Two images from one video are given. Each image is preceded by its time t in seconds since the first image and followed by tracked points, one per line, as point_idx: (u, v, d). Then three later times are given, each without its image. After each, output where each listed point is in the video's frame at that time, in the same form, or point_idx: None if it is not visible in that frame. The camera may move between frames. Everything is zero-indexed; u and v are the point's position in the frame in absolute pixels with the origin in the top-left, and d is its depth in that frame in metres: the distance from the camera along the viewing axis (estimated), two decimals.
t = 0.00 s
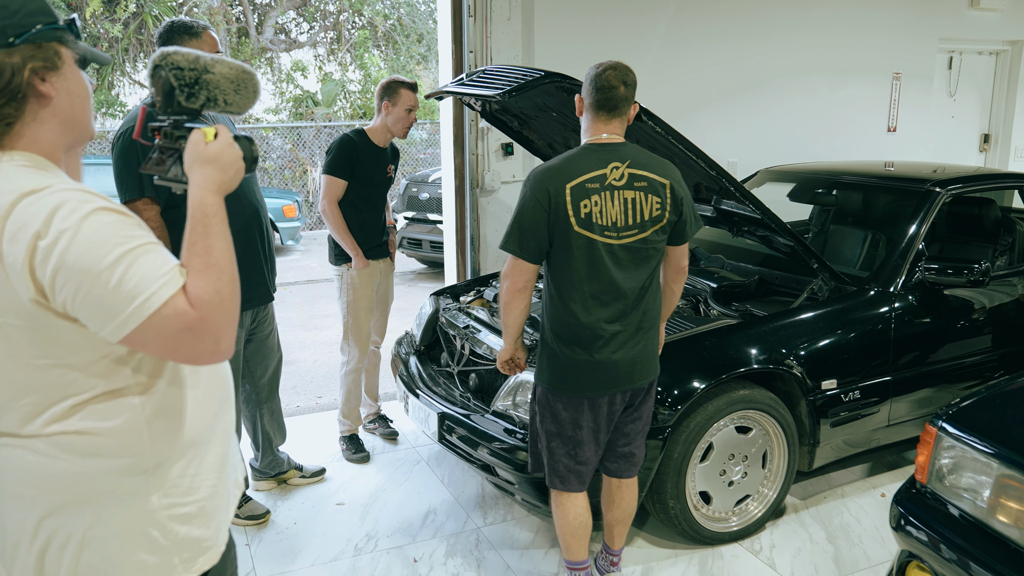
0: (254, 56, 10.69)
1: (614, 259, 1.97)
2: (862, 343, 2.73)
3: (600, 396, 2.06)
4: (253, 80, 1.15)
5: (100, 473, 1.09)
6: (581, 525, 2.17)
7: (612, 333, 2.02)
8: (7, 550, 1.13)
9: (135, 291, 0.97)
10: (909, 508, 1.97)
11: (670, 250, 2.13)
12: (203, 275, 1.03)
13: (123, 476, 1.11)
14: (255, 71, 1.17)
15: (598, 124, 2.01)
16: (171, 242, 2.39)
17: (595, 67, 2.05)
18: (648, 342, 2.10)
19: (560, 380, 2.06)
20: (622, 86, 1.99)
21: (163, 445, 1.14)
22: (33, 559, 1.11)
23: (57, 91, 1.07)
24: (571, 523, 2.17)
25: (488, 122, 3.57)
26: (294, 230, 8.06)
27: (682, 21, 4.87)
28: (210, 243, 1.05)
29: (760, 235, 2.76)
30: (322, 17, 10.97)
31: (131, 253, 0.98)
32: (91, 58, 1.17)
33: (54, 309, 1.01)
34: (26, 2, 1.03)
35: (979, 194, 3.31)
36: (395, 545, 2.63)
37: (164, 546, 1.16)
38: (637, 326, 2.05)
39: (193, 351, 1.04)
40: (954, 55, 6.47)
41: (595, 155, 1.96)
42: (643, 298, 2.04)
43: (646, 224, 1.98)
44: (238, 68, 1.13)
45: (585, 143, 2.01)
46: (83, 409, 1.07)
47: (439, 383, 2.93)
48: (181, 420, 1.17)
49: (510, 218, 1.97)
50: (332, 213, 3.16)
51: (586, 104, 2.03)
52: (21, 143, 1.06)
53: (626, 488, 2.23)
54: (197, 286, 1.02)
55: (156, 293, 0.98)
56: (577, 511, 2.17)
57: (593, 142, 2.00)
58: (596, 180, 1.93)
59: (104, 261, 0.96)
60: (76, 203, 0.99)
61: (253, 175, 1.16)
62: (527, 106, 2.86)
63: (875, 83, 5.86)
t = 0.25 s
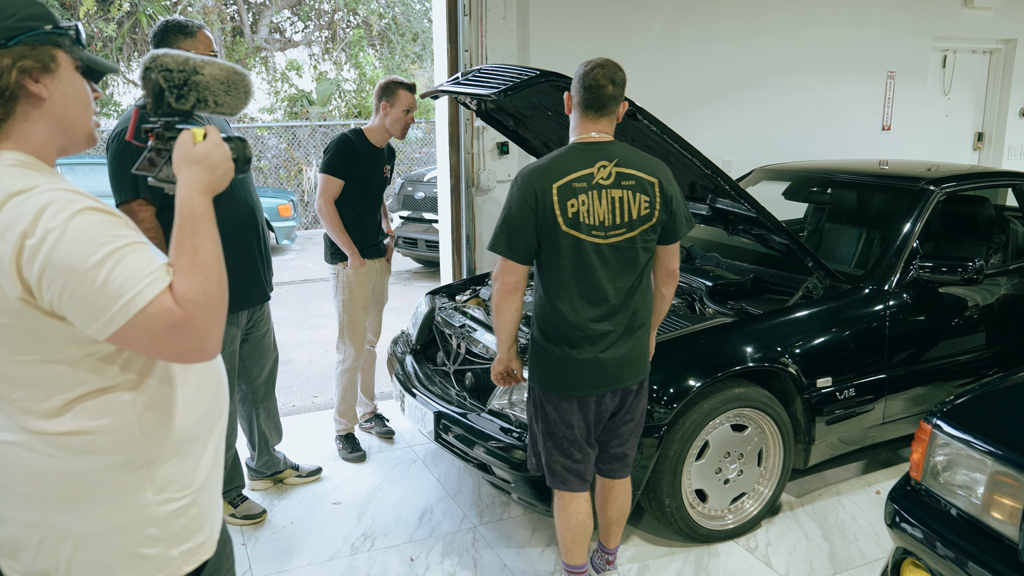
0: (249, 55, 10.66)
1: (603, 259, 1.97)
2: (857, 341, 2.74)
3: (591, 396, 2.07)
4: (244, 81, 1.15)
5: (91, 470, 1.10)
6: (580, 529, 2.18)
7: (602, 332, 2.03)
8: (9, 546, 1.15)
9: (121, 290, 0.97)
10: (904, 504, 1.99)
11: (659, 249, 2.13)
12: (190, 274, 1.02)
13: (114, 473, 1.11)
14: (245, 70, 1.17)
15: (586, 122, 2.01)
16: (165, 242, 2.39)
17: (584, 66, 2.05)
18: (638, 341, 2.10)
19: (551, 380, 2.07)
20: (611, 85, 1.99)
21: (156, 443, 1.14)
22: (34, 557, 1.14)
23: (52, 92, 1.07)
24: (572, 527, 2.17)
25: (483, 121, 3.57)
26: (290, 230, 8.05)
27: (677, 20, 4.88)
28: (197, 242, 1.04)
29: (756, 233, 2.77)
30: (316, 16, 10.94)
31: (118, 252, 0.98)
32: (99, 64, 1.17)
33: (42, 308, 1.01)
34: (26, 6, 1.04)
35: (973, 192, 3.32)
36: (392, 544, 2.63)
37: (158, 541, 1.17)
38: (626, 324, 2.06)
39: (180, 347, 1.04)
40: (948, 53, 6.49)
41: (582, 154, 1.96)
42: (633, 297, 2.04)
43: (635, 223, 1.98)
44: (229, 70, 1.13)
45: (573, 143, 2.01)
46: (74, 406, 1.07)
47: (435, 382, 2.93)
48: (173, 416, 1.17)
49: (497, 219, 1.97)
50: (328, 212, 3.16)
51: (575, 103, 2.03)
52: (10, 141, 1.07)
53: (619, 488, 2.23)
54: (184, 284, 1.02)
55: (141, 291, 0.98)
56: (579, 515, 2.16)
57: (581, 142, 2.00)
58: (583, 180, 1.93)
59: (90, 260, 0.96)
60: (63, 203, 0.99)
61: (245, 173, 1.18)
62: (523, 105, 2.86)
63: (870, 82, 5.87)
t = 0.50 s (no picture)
0: (246, 55, 10.65)
1: (593, 258, 1.97)
2: (855, 339, 2.75)
3: (586, 396, 2.06)
4: (240, 82, 1.16)
5: (82, 469, 1.10)
6: (582, 532, 2.18)
7: (594, 332, 2.02)
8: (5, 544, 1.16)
9: (112, 291, 0.97)
10: (903, 501, 1.99)
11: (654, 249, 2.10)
12: (182, 275, 1.02)
13: (107, 472, 1.11)
14: (241, 69, 1.18)
15: (575, 121, 2.00)
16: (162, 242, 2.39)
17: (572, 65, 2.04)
18: (633, 341, 2.10)
19: (544, 381, 2.08)
20: (599, 82, 1.99)
21: (150, 442, 1.14)
22: (29, 556, 1.14)
23: (48, 96, 1.08)
24: (574, 530, 2.17)
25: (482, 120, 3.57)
26: (288, 229, 8.04)
27: (675, 19, 4.88)
28: (190, 244, 1.04)
29: (754, 232, 2.77)
30: (314, 16, 10.93)
31: (110, 254, 0.98)
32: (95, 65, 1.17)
33: (36, 309, 1.01)
34: (23, 10, 1.04)
35: (971, 190, 3.33)
36: (391, 544, 2.63)
37: (153, 539, 1.18)
38: (620, 324, 2.05)
39: (172, 348, 1.04)
40: (945, 52, 6.51)
41: (570, 153, 1.96)
42: (626, 296, 2.03)
43: (626, 221, 1.97)
44: (224, 69, 1.13)
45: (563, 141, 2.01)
46: (66, 405, 1.07)
47: (434, 381, 2.93)
48: (167, 415, 1.17)
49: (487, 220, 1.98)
50: (327, 212, 3.15)
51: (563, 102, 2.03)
52: (7, 143, 1.07)
53: (617, 489, 2.23)
54: (176, 286, 1.02)
55: (134, 293, 0.98)
56: (581, 518, 2.17)
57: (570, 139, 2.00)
58: (572, 179, 1.93)
59: (82, 262, 0.96)
60: (56, 204, 0.99)
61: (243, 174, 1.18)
62: (522, 105, 2.87)
63: (867, 80, 5.88)
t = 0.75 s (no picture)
0: (245, 55, 10.64)
1: (588, 258, 1.97)
2: (856, 337, 2.75)
3: (583, 398, 2.06)
4: (235, 79, 1.15)
5: (80, 470, 1.10)
6: (583, 533, 2.19)
7: (590, 333, 2.02)
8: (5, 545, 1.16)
9: (107, 289, 0.97)
10: (904, 499, 2.00)
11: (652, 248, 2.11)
12: (177, 272, 1.02)
13: (104, 474, 1.12)
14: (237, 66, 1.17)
15: (568, 119, 2.01)
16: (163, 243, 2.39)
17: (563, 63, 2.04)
18: (631, 342, 2.09)
19: (541, 383, 2.08)
20: (592, 79, 1.99)
21: (147, 442, 1.15)
22: (28, 557, 1.15)
23: (41, 101, 1.08)
24: (575, 531, 2.18)
25: (481, 119, 3.57)
26: (287, 229, 8.04)
27: (675, 18, 4.88)
28: (185, 242, 1.04)
29: (754, 230, 2.77)
30: (313, 15, 10.92)
31: (104, 251, 0.98)
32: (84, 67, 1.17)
33: (31, 308, 1.01)
34: (22, 17, 1.05)
35: (970, 188, 3.33)
36: (393, 543, 2.63)
37: (152, 540, 1.18)
38: (617, 325, 2.04)
39: (168, 346, 1.03)
40: (944, 50, 6.51)
41: (563, 153, 1.96)
42: (622, 296, 2.03)
43: (620, 220, 1.97)
44: (218, 66, 1.12)
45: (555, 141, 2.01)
46: (63, 407, 1.08)
47: (435, 381, 2.93)
48: (165, 416, 1.17)
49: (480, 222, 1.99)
50: (328, 211, 3.15)
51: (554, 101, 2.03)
52: None
53: (617, 490, 2.23)
54: (171, 283, 1.01)
55: (129, 290, 0.98)
56: (581, 519, 2.17)
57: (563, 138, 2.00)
58: (565, 179, 1.94)
59: (76, 259, 0.96)
60: (49, 202, 0.99)
61: (238, 171, 1.19)
62: (522, 104, 2.87)
63: (867, 78, 5.88)
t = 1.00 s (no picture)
0: (245, 55, 10.64)
1: (587, 259, 1.96)
2: (859, 336, 2.75)
3: (584, 399, 2.05)
4: (239, 77, 1.16)
5: (78, 474, 1.10)
6: (588, 534, 2.18)
7: (591, 333, 2.01)
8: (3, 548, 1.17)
9: (113, 290, 0.97)
10: (910, 497, 1.99)
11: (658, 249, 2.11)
12: (183, 271, 1.02)
13: (103, 477, 1.12)
14: (240, 65, 1.18)
15: (568, 118, 2.00)
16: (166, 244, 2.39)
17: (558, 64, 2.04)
18: (633, 343, 2.08)
19: (542, 384, 2.08)
20: (592, 76, 1.99)
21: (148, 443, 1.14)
22: (29, 559, 1.15)
23: (39, 100, 1.08)
24: (580, 532, 2.18)
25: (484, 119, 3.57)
26: (289, 229, 8.04)
27: (676, 18, 4.88)
28: (189, 242, 1.04)
29: (758, 229, 2.77)
30: (313, 16, 10.92)
31: (109, 252, 0.98)
32: (84, 67, 1.17)
33: (35, 309, 1.01)
34: (19, 16, 1.04)
35: (974, 186, 3.33)
36: (397, 543, 2.63)
37: (149, 546, 1.18)
38: (618, 326, 2.03)
39: (174, 345, 1.04)
40: (946, 48, 6.51)
41: (563, 153, 1.96)
42: (623, 296, 2.02)
43: (621, 221, 1.96)
44: (223, 64, 1.13)
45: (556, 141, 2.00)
46: (63, 409, 1.08)
47: (439, 380, 2.93)
48: (166, 418, 1.17)
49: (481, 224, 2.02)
50: (331, 212, 3.15)
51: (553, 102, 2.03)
52: None
53: (620, 489, 2.24)
54: (177, 282, 1.02)
55: (134, 290, 0.98)
56: (585, 519, 2.17)
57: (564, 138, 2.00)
58: (564, 179, 1.93)
59: (82, 260, 0.96)
60: (54, 203, 0.99)
61: (244, 172, 1.18)
62: (525, 103, 2.87)
63: (869, 76, 5.88)
